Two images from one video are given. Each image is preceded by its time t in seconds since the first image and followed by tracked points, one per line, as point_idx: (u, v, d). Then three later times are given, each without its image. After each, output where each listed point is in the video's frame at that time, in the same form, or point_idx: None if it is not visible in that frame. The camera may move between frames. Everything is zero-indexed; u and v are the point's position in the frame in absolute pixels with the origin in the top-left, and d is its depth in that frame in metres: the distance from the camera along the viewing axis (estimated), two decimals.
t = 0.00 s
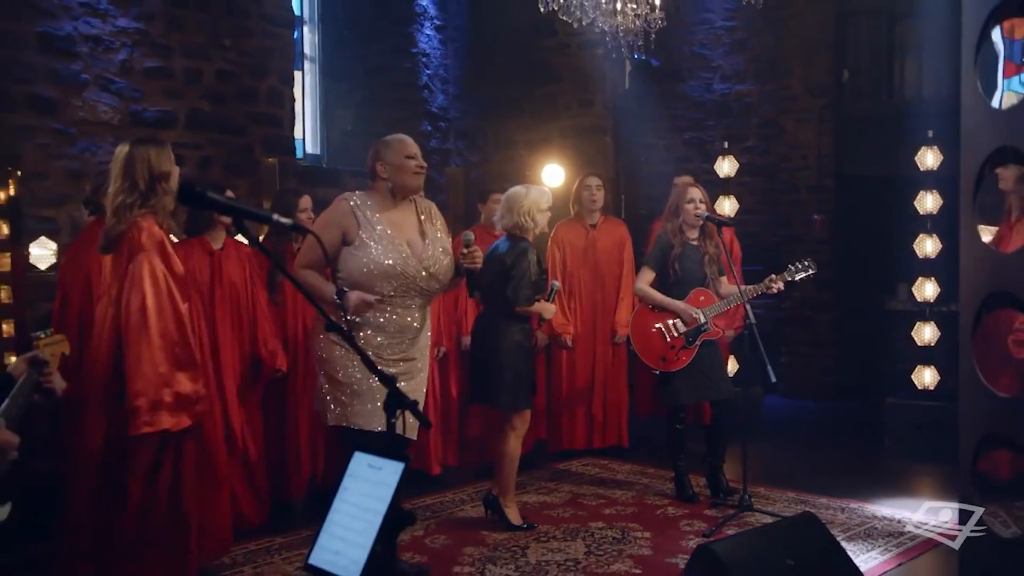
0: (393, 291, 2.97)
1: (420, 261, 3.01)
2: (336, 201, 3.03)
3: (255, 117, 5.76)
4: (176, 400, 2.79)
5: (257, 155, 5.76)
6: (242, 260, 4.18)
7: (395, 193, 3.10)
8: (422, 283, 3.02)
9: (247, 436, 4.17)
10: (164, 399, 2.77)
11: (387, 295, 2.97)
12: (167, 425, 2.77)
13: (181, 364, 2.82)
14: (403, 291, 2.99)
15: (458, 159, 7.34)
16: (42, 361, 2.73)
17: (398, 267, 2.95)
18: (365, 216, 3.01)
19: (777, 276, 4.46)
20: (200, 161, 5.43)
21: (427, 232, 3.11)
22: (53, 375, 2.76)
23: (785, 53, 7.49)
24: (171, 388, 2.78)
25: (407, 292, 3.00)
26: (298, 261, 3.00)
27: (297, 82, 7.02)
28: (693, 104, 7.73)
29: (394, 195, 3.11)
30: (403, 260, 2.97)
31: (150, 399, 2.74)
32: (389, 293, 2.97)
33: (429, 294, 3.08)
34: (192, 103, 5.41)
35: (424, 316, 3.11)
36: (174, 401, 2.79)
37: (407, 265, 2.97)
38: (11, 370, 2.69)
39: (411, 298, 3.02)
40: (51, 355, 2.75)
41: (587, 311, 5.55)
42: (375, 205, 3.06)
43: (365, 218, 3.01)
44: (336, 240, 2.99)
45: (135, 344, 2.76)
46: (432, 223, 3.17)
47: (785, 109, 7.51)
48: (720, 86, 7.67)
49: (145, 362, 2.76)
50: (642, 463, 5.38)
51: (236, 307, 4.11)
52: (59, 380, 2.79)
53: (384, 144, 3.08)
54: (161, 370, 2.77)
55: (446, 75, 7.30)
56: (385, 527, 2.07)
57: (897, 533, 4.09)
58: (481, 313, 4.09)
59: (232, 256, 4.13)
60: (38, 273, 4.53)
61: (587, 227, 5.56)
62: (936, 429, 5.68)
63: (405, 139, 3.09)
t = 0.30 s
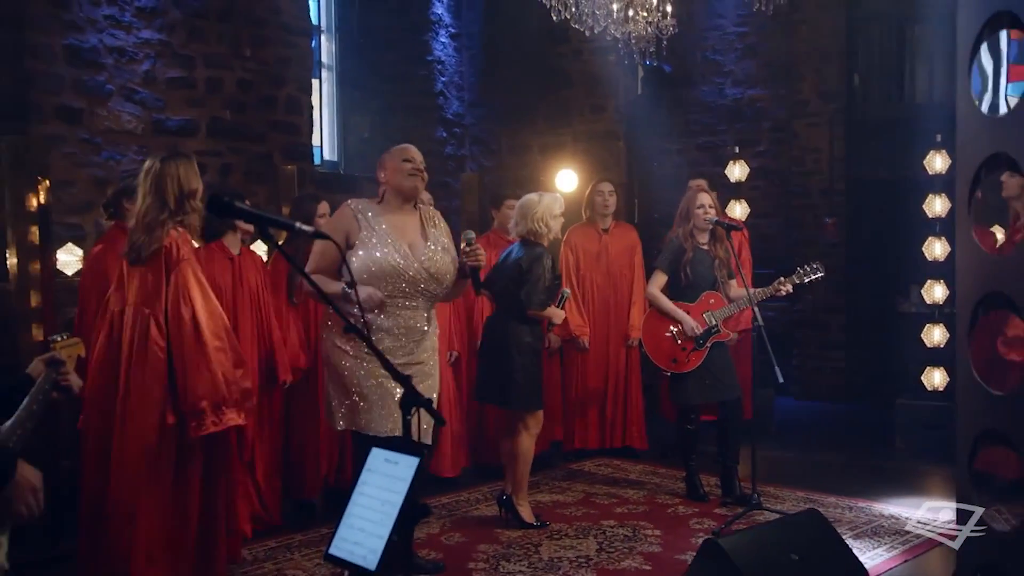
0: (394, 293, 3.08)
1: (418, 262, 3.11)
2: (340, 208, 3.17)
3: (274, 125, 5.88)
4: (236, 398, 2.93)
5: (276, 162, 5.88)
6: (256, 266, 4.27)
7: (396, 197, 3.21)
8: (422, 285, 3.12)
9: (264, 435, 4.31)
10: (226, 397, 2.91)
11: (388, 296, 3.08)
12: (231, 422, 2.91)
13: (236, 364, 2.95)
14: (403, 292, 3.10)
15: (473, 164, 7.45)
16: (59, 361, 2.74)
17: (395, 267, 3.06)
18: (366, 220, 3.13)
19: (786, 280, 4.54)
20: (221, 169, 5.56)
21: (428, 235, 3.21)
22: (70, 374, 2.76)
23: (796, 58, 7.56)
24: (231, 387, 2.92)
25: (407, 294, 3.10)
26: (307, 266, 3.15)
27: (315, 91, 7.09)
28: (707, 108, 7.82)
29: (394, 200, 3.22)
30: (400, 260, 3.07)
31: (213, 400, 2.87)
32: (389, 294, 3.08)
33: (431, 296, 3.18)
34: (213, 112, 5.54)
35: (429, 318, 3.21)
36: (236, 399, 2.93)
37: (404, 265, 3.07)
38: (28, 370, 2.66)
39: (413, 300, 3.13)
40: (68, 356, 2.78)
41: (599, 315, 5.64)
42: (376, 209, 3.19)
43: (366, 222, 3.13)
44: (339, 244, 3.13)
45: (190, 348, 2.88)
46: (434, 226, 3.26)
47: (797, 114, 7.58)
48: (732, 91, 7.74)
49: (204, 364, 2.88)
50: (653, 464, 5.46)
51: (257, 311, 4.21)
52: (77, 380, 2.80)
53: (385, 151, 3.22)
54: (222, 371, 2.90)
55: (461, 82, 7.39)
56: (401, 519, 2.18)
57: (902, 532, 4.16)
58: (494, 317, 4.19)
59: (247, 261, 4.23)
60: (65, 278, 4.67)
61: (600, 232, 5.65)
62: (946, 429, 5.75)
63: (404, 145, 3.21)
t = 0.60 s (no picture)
0: (408, 300, 3.19)
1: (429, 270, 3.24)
2: (345, 219, 3.21)
3: (284, 134, 6.00)
4: (239, 396, 3.07)
5: (286, 170, 5.99)
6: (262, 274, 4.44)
7: (396, 209, 3.32)
8: (431, 293, 3.25)
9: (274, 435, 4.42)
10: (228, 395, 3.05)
11: (401, 303, 3.19)
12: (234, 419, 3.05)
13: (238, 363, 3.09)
14: (415, 299, 3.21)
15: (480, 172, 7.53)
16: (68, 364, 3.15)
17: (411, 273, 3.17)
18: (374, 231, 3.21)
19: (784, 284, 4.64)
20: (232, 177, 5.68)
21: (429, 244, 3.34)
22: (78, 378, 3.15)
23: (799, 65, 7.66)
24: (233, 386, 3.06)
25: (417, 300, 3.22)
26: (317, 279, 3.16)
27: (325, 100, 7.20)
28: (711, 116, 7.89)
29: (394, 212, 3.33)
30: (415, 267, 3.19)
31: (215, 398, 3.03)
32: (404, 301, 3.19)
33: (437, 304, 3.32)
34: (225, 122, 5.66)
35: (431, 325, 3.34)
36: (239, 396, 3.07)
37: (419, 272, 3.19)
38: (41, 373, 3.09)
39: (421, 306, 3.25)
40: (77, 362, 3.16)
41: (603, 320, 5.75)
42: (379, 221, 3.28)
43: (374, 232, 3.21)
44: (350, 255, 3.17)
45: (195, 348, 3.02)
46: (430, 237, 3.40)
47: (800, 120, 7.67)
48: (736, 100, 7.80)
49: (206, 365, 3.02)
50: (656, 466, 5.56)
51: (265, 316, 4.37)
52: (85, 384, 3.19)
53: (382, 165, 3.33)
54: (224, 370, 3.04)
55: (468, 91, 7.45)
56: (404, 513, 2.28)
57: (899, 531, 4.25)
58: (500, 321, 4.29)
59: (254, 269, 4.39)
60: (80, 285, 4.79)
61: (603, 238, 5.74)
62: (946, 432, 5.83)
63: (400, 159, 3.34)
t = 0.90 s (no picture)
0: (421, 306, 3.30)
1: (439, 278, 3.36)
2: (360, 226, 3.23)
3: (284, 143, 6.10)
4: (214, 401, 3.14)
5: (286, 178, 6.10)
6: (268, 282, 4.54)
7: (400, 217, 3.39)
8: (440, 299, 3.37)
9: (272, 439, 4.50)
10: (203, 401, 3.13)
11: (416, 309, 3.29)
12: (208, 424, 3.12)
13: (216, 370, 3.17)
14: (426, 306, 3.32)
15: (478, 179, 7.71)
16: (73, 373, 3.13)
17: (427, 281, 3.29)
18: (388, 239, 3.27)
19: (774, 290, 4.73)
20: (234, 185, 5.78)
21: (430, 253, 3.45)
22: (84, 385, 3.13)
23: (793, 75, 7.76)
24: (202, 393, 3.12)
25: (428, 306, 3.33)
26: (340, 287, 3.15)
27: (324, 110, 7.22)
28: (707, 124, 8.04)
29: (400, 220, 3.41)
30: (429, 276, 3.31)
31: (183, 404, 3.09)
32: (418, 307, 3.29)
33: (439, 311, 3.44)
34: (226, 131, 5.76)
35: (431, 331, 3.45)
36: (208, 403, 3.12)
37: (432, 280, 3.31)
38: (47, 382, 3.06)
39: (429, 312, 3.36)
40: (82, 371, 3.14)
41: (596, 326, 5.84)
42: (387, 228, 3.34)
43: (388, 239, 3.27)
44: (368, 262, 3.21)
45: (166, 355, 3.10)
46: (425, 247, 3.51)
47: (794, 129, 7.77)
48: (731, 107, 7.96)
49: (175, 372, 3.10)
50: (649, 469, 5.65)
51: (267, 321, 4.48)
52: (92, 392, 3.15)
53: (386, 172, 3.38)
54: (194, 377, 3.11)
55: (466, 100, 7.61)
56: (395, 510, 2.37)
57: (885, 533, 4.34)
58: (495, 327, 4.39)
59: (260, 275, 4.50)
60: (85, 291, 4.89)
61: (595, 245, 5.84)
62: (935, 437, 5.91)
63: (402, 168, 3.42)
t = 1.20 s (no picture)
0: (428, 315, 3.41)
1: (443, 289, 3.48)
2: (377, 237, 3.29)
3: (285, 152, 6.19)
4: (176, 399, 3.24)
5: (287, 187, 6.19)
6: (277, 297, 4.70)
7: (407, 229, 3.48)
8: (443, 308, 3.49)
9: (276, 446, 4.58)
10: (181, 397, 3.26)
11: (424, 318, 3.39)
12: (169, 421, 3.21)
13: (196, 367, 3.30)
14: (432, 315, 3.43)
15: (478, 188, 7.73)
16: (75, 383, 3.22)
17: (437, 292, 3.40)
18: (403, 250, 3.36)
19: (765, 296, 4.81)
20: (236, 193, 5.87)
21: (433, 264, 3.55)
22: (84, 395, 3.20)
23: (789, 84, 7.85)
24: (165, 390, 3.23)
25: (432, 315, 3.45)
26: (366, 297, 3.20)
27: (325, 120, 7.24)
28: (705, 133, 8.15)
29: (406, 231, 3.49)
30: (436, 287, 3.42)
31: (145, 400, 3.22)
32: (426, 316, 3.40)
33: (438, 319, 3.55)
34: (228, 141, 5.86)
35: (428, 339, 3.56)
36: (169, 401, 3.23)
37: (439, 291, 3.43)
38: (50, 390, 3.13)
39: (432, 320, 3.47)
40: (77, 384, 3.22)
41: (592, 332, 5.93)
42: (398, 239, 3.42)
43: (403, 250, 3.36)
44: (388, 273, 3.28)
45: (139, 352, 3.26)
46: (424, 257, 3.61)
47: (791, 138, 7.86)
48: (729, 116, 8.06)
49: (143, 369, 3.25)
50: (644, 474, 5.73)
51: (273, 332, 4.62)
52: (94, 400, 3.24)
53: (397, 183, 3.46)
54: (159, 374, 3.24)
55: (466, 109, 7.67)
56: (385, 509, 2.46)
57: (873, 537, 4.41)
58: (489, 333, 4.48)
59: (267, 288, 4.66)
60: (89, 298, 4.99)
61: (590, 253, 5.93)
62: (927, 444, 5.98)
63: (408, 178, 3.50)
